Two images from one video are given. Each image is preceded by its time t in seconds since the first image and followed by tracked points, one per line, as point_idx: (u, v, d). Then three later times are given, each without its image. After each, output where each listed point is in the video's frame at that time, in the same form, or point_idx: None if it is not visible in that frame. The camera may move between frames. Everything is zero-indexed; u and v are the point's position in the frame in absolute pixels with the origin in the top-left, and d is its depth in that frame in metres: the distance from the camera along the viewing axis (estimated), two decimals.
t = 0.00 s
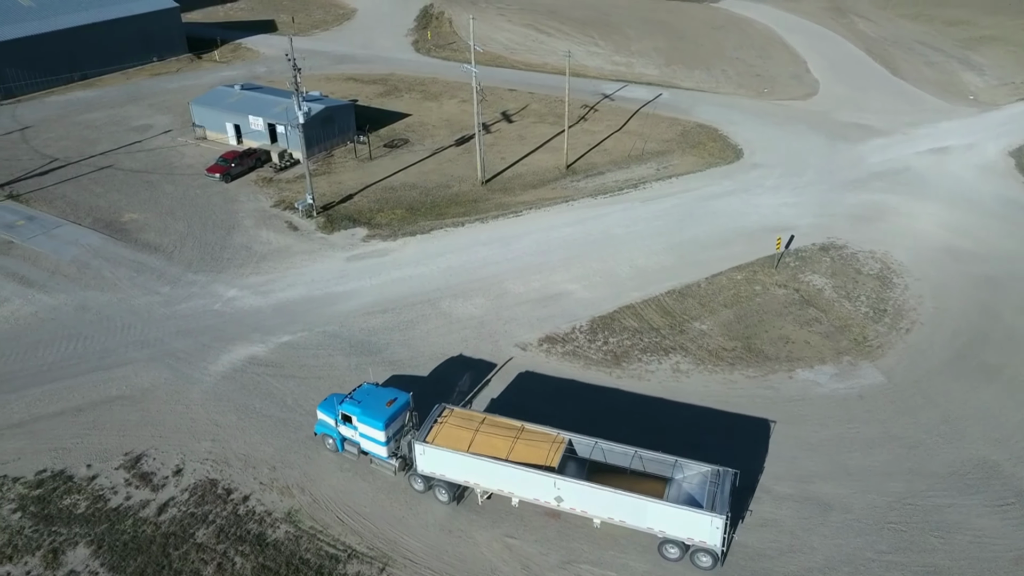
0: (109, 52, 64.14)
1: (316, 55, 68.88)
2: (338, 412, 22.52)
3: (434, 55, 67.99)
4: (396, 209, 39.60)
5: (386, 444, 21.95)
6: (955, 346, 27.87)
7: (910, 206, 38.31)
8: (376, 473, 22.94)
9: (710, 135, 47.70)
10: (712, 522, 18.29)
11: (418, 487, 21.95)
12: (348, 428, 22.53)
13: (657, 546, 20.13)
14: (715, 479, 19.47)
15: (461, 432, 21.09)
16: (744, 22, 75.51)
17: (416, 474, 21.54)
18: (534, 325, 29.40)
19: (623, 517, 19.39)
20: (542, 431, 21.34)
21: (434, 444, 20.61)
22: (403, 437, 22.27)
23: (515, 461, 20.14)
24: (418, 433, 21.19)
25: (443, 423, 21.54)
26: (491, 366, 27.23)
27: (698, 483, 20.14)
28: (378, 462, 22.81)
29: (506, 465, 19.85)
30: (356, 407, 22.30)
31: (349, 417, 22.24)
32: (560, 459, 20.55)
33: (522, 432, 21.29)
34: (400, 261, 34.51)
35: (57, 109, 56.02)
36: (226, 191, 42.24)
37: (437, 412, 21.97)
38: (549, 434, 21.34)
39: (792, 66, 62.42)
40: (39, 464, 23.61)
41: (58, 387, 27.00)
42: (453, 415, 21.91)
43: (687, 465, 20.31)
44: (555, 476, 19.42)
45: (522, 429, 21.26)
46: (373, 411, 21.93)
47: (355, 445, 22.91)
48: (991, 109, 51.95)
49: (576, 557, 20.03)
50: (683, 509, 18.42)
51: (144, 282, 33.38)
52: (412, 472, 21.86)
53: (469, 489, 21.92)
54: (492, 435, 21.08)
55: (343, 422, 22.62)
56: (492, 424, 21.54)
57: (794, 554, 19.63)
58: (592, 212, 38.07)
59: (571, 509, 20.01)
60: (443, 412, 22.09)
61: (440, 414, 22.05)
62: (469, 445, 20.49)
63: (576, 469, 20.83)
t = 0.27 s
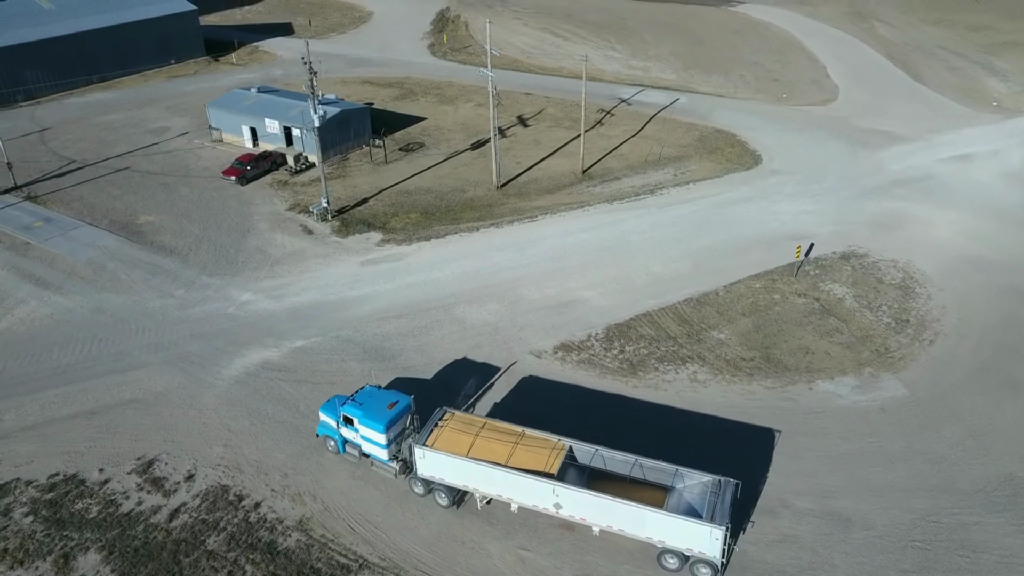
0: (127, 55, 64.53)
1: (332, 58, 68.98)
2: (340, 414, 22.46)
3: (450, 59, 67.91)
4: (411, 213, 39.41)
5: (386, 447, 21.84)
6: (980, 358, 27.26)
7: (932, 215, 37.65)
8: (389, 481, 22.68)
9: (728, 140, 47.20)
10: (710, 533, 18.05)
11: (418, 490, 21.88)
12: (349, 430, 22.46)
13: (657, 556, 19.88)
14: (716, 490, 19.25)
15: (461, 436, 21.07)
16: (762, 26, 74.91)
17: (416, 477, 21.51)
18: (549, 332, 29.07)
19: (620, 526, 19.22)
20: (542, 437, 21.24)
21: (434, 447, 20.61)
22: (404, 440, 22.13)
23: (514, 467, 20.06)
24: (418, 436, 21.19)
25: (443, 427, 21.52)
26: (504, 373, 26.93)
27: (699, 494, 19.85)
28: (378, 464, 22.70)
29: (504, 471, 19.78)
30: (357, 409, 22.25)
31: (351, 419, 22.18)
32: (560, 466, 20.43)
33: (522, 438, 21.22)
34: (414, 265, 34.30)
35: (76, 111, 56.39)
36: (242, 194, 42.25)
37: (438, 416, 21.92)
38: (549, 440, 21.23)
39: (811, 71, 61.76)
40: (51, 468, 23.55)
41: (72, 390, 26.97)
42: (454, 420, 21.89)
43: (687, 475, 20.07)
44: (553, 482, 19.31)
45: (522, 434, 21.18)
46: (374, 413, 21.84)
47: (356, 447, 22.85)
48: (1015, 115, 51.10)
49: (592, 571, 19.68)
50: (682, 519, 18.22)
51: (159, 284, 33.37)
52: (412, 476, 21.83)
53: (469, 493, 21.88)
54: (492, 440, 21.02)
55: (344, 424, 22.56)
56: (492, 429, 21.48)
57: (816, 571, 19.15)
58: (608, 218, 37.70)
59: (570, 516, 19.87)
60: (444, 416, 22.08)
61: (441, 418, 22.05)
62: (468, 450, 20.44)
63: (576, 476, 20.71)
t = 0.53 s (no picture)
0: (146, 57, 64.85)
1: (349, 61, 69.01)
2: (341, 417, 22.43)
3: (467, 62, 67.72)
4: (426, 218, 39.17)
5: (387, 451, 21.66)
6: (1006, 373, 26.59)
7: (956, 224, 36.93)
8: (401, 492, 22.40)
9: (747, 146, 46.64)
10: (708, 546, 17.83)
11: (417, 495, 21.69)
12: (350, 433, 22.44)
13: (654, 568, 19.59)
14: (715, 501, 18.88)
15: (459, 441, 20.88)
16: (781, 30, 74.19)
17: (416, 482, 21.32)
18: (564, 341, 28.67)
19: (618, 536, 19.05)
20: (542, 444, 21.04)
21: (433, 452, 20.43)
22: (404, 444, 21.96)
23: (513, 474, 19.88)
24: (418, 440, 21.01)
25: (442, 431, 21.33)
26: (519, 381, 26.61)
27: (699, 506, 19.47)
28: (378, 468, 22.62)
29: (503, 478, 19.61)
30: (358, 412, 22.22)
31: (352, 422, 22.15)
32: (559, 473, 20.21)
33: (521, 444, 21.02)
34: (428, 271, 34.02)
35: (94, 112, 56.70)
36: (257, 197, 42.22)
37: (439, 420, 21.73)
38: (549, 447, 21.03)
39: (831, 76, 61.05)
40: (64, 473, 23.46)
41: (85, 393, 26.91)
42: (454, 424, 21.71)
43: (687, 486, 19.72)
44: (552, 491, 19.14)
45: (522, 440, 20.99)
46: (374, 417, 21.77)
47: (357, 450, 22.82)
48: None
49: None
50: (681, 531, 18.00)
51: (173, 288, 33.32)
52: (411, 480, 21.66)
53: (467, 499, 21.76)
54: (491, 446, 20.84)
55: (345, 427, 22.52)
56: (492, 434, 21.30)
57: None
58: (624, 225, 37.29)
59: (568, 525, 19.69)
60: (444, 420, 21.89)
61: (441, 422, 21.85)
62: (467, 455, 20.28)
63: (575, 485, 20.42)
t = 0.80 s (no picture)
0: (165, 57, 65.15)
1: (366, 62, 69.02)
2: (344, 419, 22.67)
3: (483, 64, 67.51)
4: (441, 222, 38.97)
5: (388, 453, 21.87)
6: None
7: (981, 232, 36.24)
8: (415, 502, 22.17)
9: (766, 151, 46.11)
10: (706, 557, 17.72)
11: (418, 498, 21.82)
12: (353, 435, 22.64)
13: None
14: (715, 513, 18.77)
15: (460, 445, 20.98)
16: (801, 33, 73.43)
17: (416, 485, 21.46)
18: (580, 348, 28.36)
19: (616, 544, 19.02)
20: (543, 450, 21.07)
21: (433, 456, 20.55)
22: (406, 447, 22.20)
23: (512, 479, 19.95)
24: (419, 444, 21.15)
25: (444, 435, 21.45)
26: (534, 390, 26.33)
27: (699, 516, 19.39)
28: (381, 470, 22.78)
29: (502, 483, 19.67)
30: (361, 415, 22.44)
31: (354, 424, 22.38)
32: (559, 480, 20.23)
33: (521, 449, 21.07)
34: (444, 276, 33.82)
35: (113, 113, 57.02)
36: (273, 199, 42.22)
37: (440, 424, 21.91)
38: (550, 453, 21.04)
39: (852, 80, 60.29)
40: (79, 477, 23.44)
41: (101, 396, 26.92)
42: (455, 428, 21.83)
43: (688, 496, 19.63)
44: (551, 498, 19.17)
45: (523, 446, 21.04)
46: (377, 419, 22.00)
47: (359, 452, 22.97)
48: None
49: None
50: (679, 541, 17.94)
51: (189, 290, 33.33)
52: (413, 483, 21.78)
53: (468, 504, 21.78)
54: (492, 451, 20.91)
55: (348, 429, 22.75)
56: (493, 439, 21.38)
57: None
58: (641, 230, 36.92)
59: (567, 532, 19.70)
60: (446, 424, 22.01)
61: (443, 426, 21.97)
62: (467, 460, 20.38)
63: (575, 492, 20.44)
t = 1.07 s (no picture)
0: (183, 56, 65.35)
1: (382, 61, 68.91)
2: (346, 418, 22.61)
3: (500, 64, 67.19)
4: (456, 223, 38.71)
5: (391, 452, 21.80)
6: None
7: (1007, 238, 35.50)
8: (429, 509, 21.89)
9: (786, 153, 45.49)
10: (705, 565, 17.40)
11: (419, 498, 21.75)
12: (355, 433, 22.55)
13: None
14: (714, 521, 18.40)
15: (460, 446, 20.88)
16: (821, 33, 72.54)
17: (417, 485, 21.40)
18: (596, 354, 27.99)
19: (615, 549, 18.77)
20: (543, 452, 20.85)
21: (433, 457, 20.47)
22: (408, 447, 22.16)
23: (511, 482, 19.79)
24: (420, 444, 21.09)
25: (445, 436, 21.35)
26: (550, 394, 26.06)
27: (698, 522, 19.05)
28: (382, 470, 22.72)
29: (500, 485, 19.53)
30: (364, 413, 22.34)
31: (357, 422, 22.31)
32: (558, 483, 20.02)
33: (522, 451, 20.89)
34: (458, 278, 33.54)
35: (131, 111, 57.23)
36: (289, 199, 42.16)
37: (442, 424, 21.82)
38: (550, 455, 20.82)
39: (873, 81, 59.44)
40: (92, 478, 23.37)
41: (115, 397, 26.86)
42: (456, 429, 21.73)
43: (687, 502, 19.22)
44: (548, 501, 18.97)
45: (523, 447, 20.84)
46: (379, 418, 21.92)
47: (362, 451, 22.91)
48: None
49: None
50: (675, 548, 17.62)
51: (204, 290, 33.27)
52: (414, 483, 21.72)
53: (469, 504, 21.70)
54: (491, 452, 20.76)
55: (350, 427, 22.67)
56: (494, 440, 21.22)
57: None
58: (659, 233, 36.47)
59: (566, 535, 19.48)
60: (447, 424, 21.93)
61: (444, 426, 21.88)
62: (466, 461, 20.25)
63: (575, 495, 20.25)
